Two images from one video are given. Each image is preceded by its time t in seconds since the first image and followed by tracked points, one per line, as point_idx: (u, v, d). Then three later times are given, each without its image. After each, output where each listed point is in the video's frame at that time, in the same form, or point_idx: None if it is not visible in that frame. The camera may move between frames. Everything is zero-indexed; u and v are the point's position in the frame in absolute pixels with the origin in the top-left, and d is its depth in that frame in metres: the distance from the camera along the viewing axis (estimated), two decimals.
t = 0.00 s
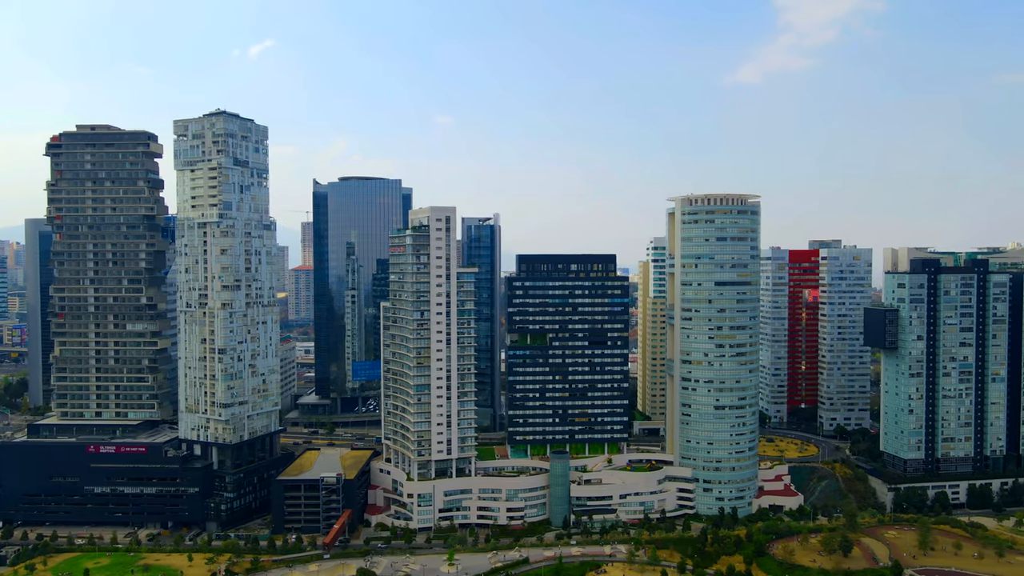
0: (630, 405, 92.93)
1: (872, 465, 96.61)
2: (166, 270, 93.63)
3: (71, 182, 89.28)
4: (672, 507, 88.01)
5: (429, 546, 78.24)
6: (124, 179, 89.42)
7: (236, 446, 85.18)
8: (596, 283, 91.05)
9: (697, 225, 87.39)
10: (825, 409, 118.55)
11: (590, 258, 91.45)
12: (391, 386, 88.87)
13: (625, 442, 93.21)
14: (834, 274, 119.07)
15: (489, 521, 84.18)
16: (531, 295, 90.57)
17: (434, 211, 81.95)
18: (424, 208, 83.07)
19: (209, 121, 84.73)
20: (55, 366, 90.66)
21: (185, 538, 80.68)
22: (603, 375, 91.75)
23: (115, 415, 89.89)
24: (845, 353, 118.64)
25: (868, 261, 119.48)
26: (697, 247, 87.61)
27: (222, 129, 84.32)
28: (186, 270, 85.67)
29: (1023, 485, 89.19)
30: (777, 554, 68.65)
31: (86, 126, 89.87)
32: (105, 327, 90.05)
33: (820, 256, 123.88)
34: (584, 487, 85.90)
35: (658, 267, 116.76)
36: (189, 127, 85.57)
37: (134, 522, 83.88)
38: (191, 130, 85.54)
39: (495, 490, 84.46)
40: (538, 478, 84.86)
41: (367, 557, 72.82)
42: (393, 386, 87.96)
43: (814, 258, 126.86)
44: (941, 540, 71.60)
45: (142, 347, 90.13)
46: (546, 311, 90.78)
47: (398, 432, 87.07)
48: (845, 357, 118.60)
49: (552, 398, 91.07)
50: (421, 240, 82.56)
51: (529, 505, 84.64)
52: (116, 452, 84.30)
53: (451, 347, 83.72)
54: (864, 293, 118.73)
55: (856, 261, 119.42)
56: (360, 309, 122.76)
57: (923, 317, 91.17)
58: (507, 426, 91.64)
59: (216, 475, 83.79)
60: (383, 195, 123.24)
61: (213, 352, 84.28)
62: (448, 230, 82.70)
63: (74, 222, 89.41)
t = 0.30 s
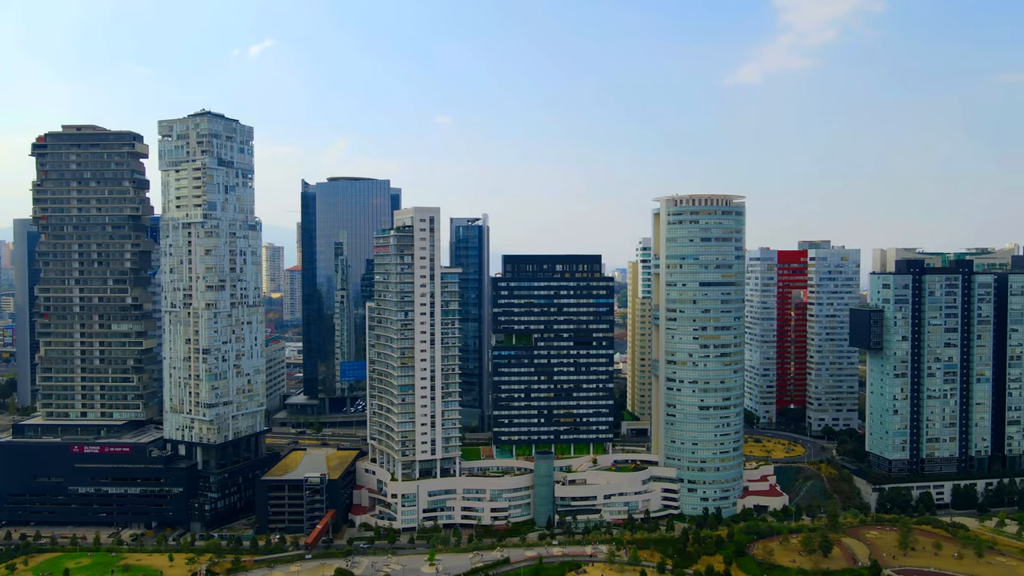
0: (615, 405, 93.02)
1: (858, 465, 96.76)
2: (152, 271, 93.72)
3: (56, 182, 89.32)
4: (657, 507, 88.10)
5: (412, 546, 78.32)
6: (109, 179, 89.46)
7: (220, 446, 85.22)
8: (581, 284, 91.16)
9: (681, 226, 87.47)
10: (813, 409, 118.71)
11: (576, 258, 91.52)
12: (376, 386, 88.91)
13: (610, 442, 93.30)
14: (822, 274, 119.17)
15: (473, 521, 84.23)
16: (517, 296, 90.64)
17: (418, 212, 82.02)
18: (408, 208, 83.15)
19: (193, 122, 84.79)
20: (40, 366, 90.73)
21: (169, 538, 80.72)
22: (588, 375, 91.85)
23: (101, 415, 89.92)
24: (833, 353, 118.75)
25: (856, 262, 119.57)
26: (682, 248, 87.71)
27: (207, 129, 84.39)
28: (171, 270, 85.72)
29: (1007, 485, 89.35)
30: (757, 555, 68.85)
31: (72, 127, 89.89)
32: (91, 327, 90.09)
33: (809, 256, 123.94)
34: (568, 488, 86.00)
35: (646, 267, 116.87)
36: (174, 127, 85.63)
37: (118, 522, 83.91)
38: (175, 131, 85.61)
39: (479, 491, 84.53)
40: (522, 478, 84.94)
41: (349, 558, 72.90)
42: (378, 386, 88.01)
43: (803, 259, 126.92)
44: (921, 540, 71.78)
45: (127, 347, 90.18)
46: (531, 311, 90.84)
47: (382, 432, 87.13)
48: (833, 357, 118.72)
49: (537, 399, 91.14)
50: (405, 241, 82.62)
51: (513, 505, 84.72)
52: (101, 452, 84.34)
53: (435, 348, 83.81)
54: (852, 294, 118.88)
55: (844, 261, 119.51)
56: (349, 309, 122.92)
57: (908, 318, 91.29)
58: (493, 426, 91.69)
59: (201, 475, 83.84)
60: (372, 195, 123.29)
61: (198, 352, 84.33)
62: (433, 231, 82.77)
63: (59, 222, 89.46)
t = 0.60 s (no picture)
0: (600, 405, 93.11)
1: (843, 465, 96.92)
2: (138, 271, 93.78)
3: (41, 183, 89.32)
4: (642, 507, 88.20)
5: (395, 547, 78.37)
6: (94, 179, 89.48)
7: (205, 446, 85.24)
8: (566, 284, 91.21)
9: (666, 226, 87.54)
10: (801, 410, 118.85)
11: (561, 258, 91.62)
12: (361, 386, 88.94)
13: (596, 442, 93.38)
14: (810, 275, 119.29)
15: (457, 521, 84.31)
16: (502, 296, 90.71)
17: (402, 212, 82.10)
18: (392, 208, 83.17)
19: (177, 122, 84.85)
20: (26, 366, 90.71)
21: (152, 538, 80.74)
22: (574, 376, 91.93)
23: (86, 416, 89.88)
24: (821, 354, 118.89)
25: (845, 262, 119.59)
26: (666, 248, 87.78)
27: (191, 130, 84.41)
28: (156, 270, 85.76)
29: (991, 486, 89.49)
30: (737, 555, 69.03)
31: (58, 127, 89.89)
32: (76, 327, 90.08)
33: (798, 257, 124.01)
34: (553, 488, 86.07)
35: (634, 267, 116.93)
36: (158, 127, 85.66)
37: (102, 522, 83.88)
38: (160, 131, 85.64)
39: (463, 491, 84.57)
40: (506, 478, 85.02)
41: (331, 558, 72.95)
42: (363, 386, 88.08)
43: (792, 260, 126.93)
44: (902, 540, 71.95)
45: (112, 347, 90.19)
46: (516, 311, 90.89)
47: (367, 432, 87.20)
48: (821, 358, 118.86)
49: (522, 399, 91.19)
50: (389, 241, 82.65)
51: (497, 505, 84.78)
52: (85, 452, 84.32)
53: (419, 348, 83.89)
54: (840, 295, 119.08)
55: (832, 262, 119.51)
56: (338, 310, 123.34)
57: (892, 319, 91.43)
58: (478, 426, 91.73)
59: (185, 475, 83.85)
60: (361, 195, 123.32)
61: (182, 352, 84.39)
62: (417, 231, 82.84)
63: (44, 222, 89.45)
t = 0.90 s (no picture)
0: (586, 405, 93.18)
1: (829, 465, 97.07)
2: (124, 271, 93.87)
3: (27, 183, 89.36)
4: (627, 507, 88.27)
5: (378, 546, 78.42)
6: (80, 179, 89.54)
7: (189, 446, 85.27)
8: (552, 284, 91.27)
9: (651, 226, 87.59)
10: (790, 410, 118.87)
11: (546, 259, 91.73)
12: (346, 386, 89.02)
13: (581, 442, 93.46)
14: (798, 275, 119.35)
15: (442, 521, 84.36)
16: (487, 296, 90.78)
17: (386, 213, 82.16)
18: (377, 209, 83.23)
19: (162, 122, 84.92)
20: (11, 366, 90.74)
21: (136, 538, 80.72)
22: (559, 376, 92.01)
23: (71, 416, 89.87)
24: (810, 354, 118.99)
25: (833, 263, 119.68)
26: (651, 248, 87.86)
27: (176, 130, 84.49)
28: (141, 271, 85.83)
29: (976, 486, 89.61)
30: (717, 555, 69.22)
31: (43, 127, 89.94)
32: (61, 327, 90.09)
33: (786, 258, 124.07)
34: (537, 488, 86.14)
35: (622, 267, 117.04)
36: (143, 127, 85.71)
37: (87, 522, 83.86)
38: (145, 131, 85.70)
39: (448, 491, 84.61)
40: (490, 478, 85.07)
41: (312, 558, 73.00)
42: (348, 386, 88.15)
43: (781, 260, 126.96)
44: (882, 540, 72.09)
45: (97, 347, 90.21)
46: (502, 311, 90.96)
47: (352, 432, 87.28)
48: (809, 358, 118.92)
49: (508, 399, 91.26)
50: (373, 241, 82.67)
51: (481, 505, 84.84)
52: (69, 452, 84.33)
53: (403, 348, 83.93)
54: (829, 295, 119.25)
55: (821, 262, 119.52)
56: (328, 309, 123.49)
57: (877, 319, 91.53)
58: (463, 426, 91.76)
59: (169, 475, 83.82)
60: (350, 196, 123.37)
61: (167, 352, 84.43)
62: (401, 231, 82.89)
63: (29, 222, 89.49)
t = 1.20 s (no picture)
0: (571, 405, 93.21)
1: (814, 466, 97.17)
2: (109, 271, 93.96)
3: (12, 183, 89.41)
4: (611, 507, 88.32)
5: (361, 547, 78.47)
6: (65, 179, 89.60)
7: (174, 446, 85.26)
8: (537, 284, 91.34)
9: (635, 227, 87.61)
10: (778, 410, 118.86)
11: (532, 259, 91.83)
12: (331, 386, 89.07)
13: (567, 442, 93.51)
14: (786, 276, 119.44)
15: (426, 521, 84.41)
16: (472, 297, 90.85)
17: (370, 213, 82.22)
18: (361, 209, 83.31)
19: (147, 122, 84.97)
20: None
21: (119, 538, 80.71)
22: (544, 376, 92.05)
23: (56, 416, 89.88)
24: (798, 354, 119.06)
25: (821, 263, 120.08)
26: (636, 249, 87.88)
27: (160, 130, 84.51)
28: (125, 271, 85.87)
29: (960, 486, 89.73)
30: (697, 555, 69.37)
31: (28, 127, 89.99)
32: (46, 327, 90.08)
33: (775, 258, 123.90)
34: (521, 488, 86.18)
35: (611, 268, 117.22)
36: (128, 128, 85.75)
37: (71, 522, 83.86)
38: (129, 131, 85.73)
39: (432, 491, 84.64)
40: (475, 478, 85.11)
41: (294, 558, 73.03)
42: (333, 386, 88.21)
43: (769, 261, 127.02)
44: (863, 540, 72.19)
45: (83, 347, 90.24)
46: (487, 311, 90.99)
47: (336, 432, 87.33)
48: (798, 358, 118.95)
49: (493, 399, 91.29)
50: (357, 241, 82.71)
51: (466, 505, 84.89)
52: (53, 452, 84.32)
53: (388, 348, 83.98)
54: (817, 296, 119.47)
55: (808, 263, 119.98)
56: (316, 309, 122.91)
57: (862, 320, 91.55)
58: (449, 427, 91.78)
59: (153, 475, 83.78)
60: (339, 196, 123.45)
61: (151, 352, 84.45)
62: (385, 231, 82.95)
63: (14, 222, 89.52)
